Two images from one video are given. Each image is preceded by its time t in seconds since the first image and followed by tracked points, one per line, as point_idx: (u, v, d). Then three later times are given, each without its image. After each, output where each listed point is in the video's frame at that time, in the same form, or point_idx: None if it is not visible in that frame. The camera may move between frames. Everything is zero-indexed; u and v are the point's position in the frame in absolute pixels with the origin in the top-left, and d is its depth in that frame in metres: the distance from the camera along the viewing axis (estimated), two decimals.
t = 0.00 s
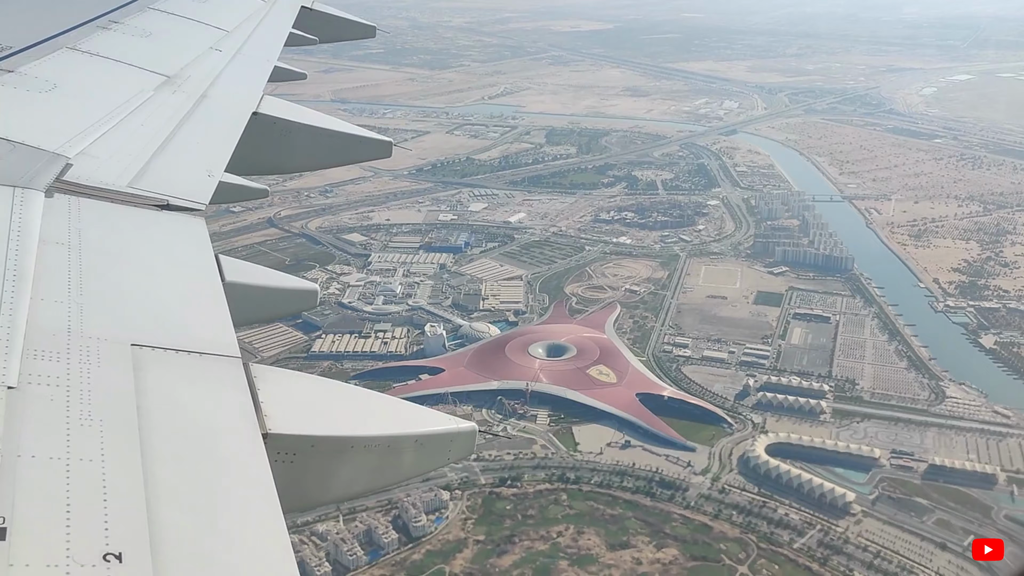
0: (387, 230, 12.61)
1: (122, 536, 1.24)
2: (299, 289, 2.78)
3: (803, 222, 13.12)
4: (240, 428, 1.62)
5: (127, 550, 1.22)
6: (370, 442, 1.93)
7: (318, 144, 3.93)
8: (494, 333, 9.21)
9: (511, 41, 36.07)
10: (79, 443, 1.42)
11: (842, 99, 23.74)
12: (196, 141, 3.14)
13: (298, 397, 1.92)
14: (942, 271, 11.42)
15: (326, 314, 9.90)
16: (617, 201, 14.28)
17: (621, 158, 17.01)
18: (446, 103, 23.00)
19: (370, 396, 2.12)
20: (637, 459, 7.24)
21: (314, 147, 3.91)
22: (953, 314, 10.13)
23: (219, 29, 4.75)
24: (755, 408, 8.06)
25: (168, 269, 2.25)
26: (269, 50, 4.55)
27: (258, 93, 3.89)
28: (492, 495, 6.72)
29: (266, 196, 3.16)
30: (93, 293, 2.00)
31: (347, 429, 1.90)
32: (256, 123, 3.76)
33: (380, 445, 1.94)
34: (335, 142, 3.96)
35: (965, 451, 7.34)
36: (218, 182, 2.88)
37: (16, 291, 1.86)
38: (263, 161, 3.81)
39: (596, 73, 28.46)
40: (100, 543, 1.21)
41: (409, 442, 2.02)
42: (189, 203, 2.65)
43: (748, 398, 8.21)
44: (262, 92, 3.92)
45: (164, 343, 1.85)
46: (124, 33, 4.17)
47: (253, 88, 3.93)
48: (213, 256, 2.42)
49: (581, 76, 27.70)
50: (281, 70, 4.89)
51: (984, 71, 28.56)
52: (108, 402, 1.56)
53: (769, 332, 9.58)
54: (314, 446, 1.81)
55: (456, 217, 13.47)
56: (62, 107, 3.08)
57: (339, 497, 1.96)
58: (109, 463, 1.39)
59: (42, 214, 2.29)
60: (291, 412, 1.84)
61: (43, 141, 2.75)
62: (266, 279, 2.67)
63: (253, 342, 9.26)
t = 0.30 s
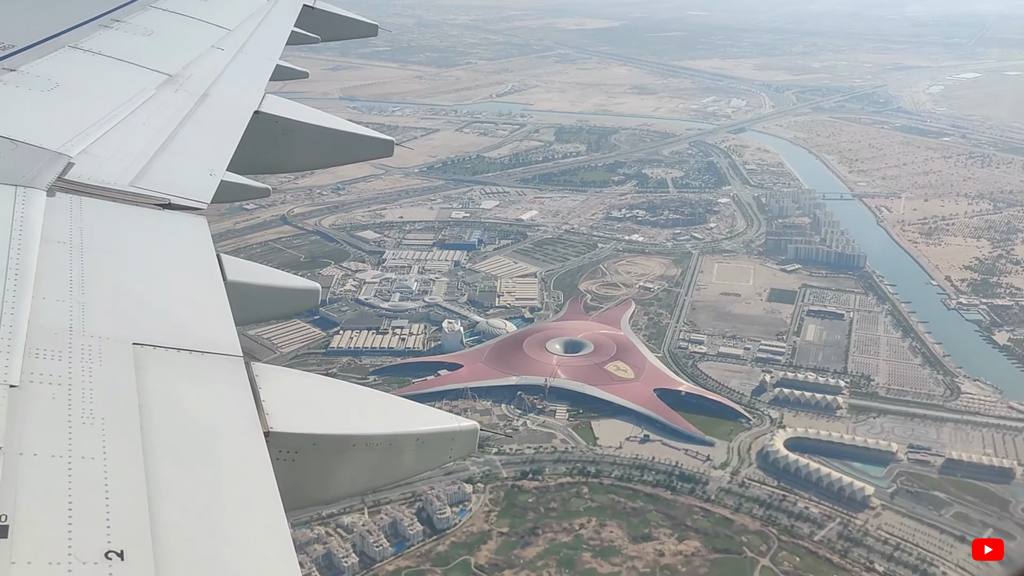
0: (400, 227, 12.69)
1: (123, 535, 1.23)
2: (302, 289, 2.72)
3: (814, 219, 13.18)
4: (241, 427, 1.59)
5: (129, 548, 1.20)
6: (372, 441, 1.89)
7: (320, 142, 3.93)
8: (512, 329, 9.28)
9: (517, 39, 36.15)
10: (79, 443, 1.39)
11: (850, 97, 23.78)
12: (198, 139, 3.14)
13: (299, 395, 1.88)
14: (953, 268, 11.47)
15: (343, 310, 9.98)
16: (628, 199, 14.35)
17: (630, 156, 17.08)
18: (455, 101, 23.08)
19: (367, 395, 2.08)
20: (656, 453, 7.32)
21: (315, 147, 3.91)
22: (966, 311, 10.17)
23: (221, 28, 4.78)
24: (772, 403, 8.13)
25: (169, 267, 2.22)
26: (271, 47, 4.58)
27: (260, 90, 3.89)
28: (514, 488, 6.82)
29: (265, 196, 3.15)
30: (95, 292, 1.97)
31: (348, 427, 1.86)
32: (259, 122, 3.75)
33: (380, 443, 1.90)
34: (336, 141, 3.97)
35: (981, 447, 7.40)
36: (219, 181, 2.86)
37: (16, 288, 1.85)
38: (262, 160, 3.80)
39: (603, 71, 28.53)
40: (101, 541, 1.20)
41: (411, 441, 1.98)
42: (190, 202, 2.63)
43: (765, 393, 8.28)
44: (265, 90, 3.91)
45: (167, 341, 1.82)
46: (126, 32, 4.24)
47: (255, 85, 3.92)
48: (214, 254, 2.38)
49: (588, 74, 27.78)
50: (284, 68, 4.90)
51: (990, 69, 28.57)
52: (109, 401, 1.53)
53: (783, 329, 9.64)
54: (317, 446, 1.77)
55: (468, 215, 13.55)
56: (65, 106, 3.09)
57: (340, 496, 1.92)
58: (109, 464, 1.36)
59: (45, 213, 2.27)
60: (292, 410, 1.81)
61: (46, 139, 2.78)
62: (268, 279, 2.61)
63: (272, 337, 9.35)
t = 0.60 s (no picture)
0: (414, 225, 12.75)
1: (125, 532, 1.23)
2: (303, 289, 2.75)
3: (826, 217, 13.23)
4: (244, 424, 1.60)
5: (133, 547, 1.21)
6: (373, 439, 1.91)
7: (322, 141, 3.96)
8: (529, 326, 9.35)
9: (523, 38, 36.22)
10: (81, 441, 1.40)
11: (858, 96, 23.82)
12: (200, 138, 3.10)
13: (301, 394, 1.89)
14: (965, 265, 11.52)
15: (361, 306, 10.05)
16: (639, 196, 14.42)
17: (640, 154, 17.13)
18: (463, 99, 23.15)
19: (368, 392, 2.09)
20: (676, 448, 7.38)
21: (316, 145, 3.94)
22: (980, 308, 10.22)
23: (223, 27, 4.75)
24: (789, 399, 8.19)
25: (173, 261, 2.23)
26: (273, 47, 4.54)
27: (262, 87, 3.86)
28: (537, 482, 6.87)
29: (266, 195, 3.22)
30: (97, 289, 1.96)
31: (349, 426, 1.88)
32: (259, 121, 3.75)
33: (382, 441, 1.92)
34: (338, 140, 3.98)
35: (999, 442, 7.44)
36: (221, 179, 2.82)
37: (19, 284, 1.83)
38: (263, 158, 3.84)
39: (610, 69, 28.60)
40: (104, 540, 1.20)
41: (412, 440, 2.00)
42: (193, 200, 2.60)
43: (782, 389, 8.34)
44: (266, 86, 3.88)
45: (169, 340, 1.81)
46: (129, 30, 4.20)
47: (257, 83, 3.89)
48: (217, 249, 2.39)
49: (595, 72, 27.85)
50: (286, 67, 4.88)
51: (995, 68, 28.62)
52: (111, 399, 1.54)
53: (799, 326, 9.70)
54: (318, 444, 1.78)
55: (481, 212, 13.61)
56: (66, 104, 3.06)
57: (342, 494, 1.94)
58: (110, 461, 1.37)
59: (48, 210, 2.26)
60: (294, 408, 1.82)
61: (47, 138, 2.73)
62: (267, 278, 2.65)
63: (291, 332, 9.41)
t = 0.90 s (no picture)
0: (427, 223, 12.81)
1: (126, 531, 1.23)
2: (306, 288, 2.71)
3: (836, 216, 13.29)
4: (247, 424, 1.60)
5: (133, 544, 1.21)
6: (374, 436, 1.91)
7: (324, 139, 3.95)
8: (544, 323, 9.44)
9: (529, 36, 36.27)
10: (85, 440, 1.40)
11: (865, 94, 23.86)
12: (201, 138, 3.10)
13: (302, 392, 1.90)
14: (976, 264, 11.57)
15: (378, 304, 10.13)
16: (650, 194, 14.49)
17: (649, 152, 17.19)
18: (471, 97, 23.22)
19: (368, 392, 2.10)
20: (695, 443, 7.44)
21: (317, 143, 3.94)
22: (992, 306, 10.27)
23: (224, 25, 4.72)
24: (805, 396, 8.27)
25: (177, 258, 2.23)
26: (274, 44, 4.52)
27: (263, 84, 3.85)
28: (559, 477, 6.95)
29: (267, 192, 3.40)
30: (99, 287, 1.96)
31: (350, 424, 1.88)
32: (261, 118, 3.75)
33: (382, 439, 1.92)
34: (339, 137, 3.98)
35: (1015, 438, 7.49)
36: (222, 178, 2.84)
37: (20, 282, 1.83)
38: (263, 155, 3.83)
39: (617, 67, 28.66)
40: (104, 537, 1.21)
41: (412, 438, 2.00)
42: (195, 198, 2.62)
43: (798, 386, 8.42)
44: (268, 82, 3.88)
45: (170, 339, 1.80)
46: (130, 28, 4.18)
47: (257, 80, 3.89)
48: (218, 250, 2.37)
49: (602, 70, 27.90)
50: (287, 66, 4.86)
51: (1001, 67, 28.61)
52: (113, 397, 1.53)
53: (813, 323, 9.77)
54: (319, 442, 1.79)
55: (493, 210, 13.68)
56: (68, 102, 3.05)
57: (342, 492, 1.94)
58: (111, 459, 1.37)
59: (49, 210, 2.26)
60: (295, 406, 1.83)
61: (49, 136, 2.73)
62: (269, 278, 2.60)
63: (309, 330, 9.49)
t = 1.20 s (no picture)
0: (439, 221, 12.87)
1: (129, 530, 1.21)
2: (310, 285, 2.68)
3: (847, 214, 13.33)
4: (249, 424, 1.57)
5: (136, 543, 1.19)
6: (375, 434, 1.87)
7: (325, 137, 3.92)
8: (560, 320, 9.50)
9: (533, 34, 36.34)
10: (87, 438, 1.38)
11: (871, 93, 23.90)
12: (202, 135, 3.02)
13: (301, 389, 1.86)
14: (987, 261, 11.61)
15: (394, 300, 10.20)
16: (660, 192, 14.54)
17: (658, 151, 17.24)
18: (478, 95, 23.28)
19: (370, 389, 2.05)
20: (713, 439, 7.50)
21: (318, 141, 3.90)
22: (1004, 304, 10.31)
23: (226, 22, 4.65)
24: (821, 392, 8.33)
25: (178, 254, 2.21)
26: (277, 40, 4.45)
27: (265, 80, 3.79)
28: (580, 472, 7.02)
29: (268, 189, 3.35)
30: (101, 284, 1.93)
31: (351, 422, 1.84)
32: (262, 115, 3.72)
33: (384, 437, 1.87)
34: (341, 135, 3.94)
35: None
36: (224, 176, 2.76)
37: (22, 276, 1.80)
38: (264, 153, 3.79)
39: (622, 65, 28.71)
40: (107, 535, 1.19)
41: (413, 436, 1.95)
42: (197, 196, 2.55)
43: (814, 382, 8.48)
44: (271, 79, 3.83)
45: (172, 338, 1.78)
46: (131, 26, 4.12)
47: (259, 76, 3.82)
48: (219, 249, 2.34)
49: (608, 68, 27.95)
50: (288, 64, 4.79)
51: (1006, 66, 28.63)
52: (115, 395, 1.51)
53: (827, 321, 9.83)
54: (321, 440, 1.75)
55: (504, 208, 13.74)
56: (68, 99, 2.99)
57: (341, 490, 1.90)
58: (113, 457, 1.35)
59: (51, 207, 2.22)
60: (295, 403, 1.79)
61: (49, 134, 2.67)
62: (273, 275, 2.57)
63: (326, 326, 9.56)
